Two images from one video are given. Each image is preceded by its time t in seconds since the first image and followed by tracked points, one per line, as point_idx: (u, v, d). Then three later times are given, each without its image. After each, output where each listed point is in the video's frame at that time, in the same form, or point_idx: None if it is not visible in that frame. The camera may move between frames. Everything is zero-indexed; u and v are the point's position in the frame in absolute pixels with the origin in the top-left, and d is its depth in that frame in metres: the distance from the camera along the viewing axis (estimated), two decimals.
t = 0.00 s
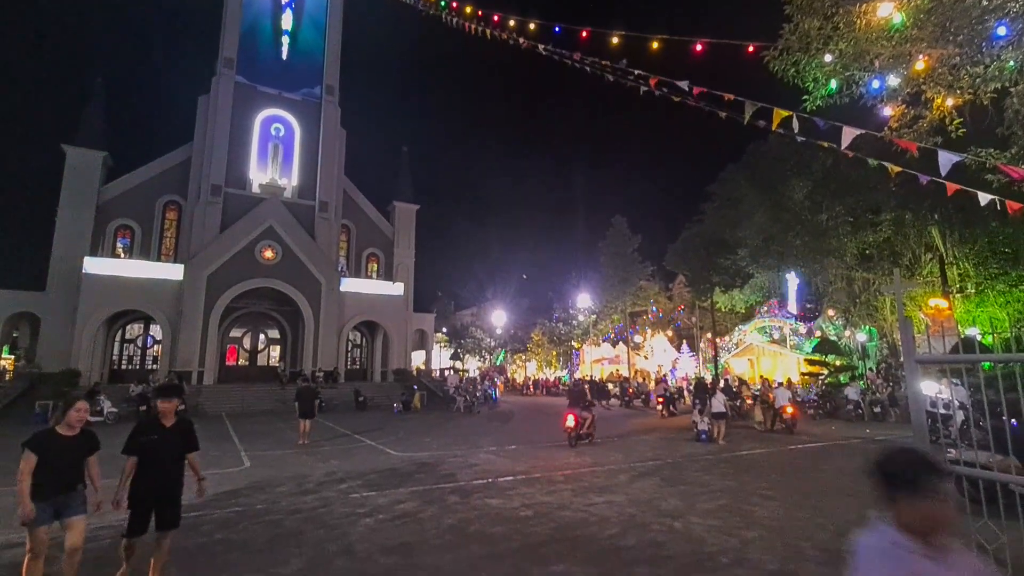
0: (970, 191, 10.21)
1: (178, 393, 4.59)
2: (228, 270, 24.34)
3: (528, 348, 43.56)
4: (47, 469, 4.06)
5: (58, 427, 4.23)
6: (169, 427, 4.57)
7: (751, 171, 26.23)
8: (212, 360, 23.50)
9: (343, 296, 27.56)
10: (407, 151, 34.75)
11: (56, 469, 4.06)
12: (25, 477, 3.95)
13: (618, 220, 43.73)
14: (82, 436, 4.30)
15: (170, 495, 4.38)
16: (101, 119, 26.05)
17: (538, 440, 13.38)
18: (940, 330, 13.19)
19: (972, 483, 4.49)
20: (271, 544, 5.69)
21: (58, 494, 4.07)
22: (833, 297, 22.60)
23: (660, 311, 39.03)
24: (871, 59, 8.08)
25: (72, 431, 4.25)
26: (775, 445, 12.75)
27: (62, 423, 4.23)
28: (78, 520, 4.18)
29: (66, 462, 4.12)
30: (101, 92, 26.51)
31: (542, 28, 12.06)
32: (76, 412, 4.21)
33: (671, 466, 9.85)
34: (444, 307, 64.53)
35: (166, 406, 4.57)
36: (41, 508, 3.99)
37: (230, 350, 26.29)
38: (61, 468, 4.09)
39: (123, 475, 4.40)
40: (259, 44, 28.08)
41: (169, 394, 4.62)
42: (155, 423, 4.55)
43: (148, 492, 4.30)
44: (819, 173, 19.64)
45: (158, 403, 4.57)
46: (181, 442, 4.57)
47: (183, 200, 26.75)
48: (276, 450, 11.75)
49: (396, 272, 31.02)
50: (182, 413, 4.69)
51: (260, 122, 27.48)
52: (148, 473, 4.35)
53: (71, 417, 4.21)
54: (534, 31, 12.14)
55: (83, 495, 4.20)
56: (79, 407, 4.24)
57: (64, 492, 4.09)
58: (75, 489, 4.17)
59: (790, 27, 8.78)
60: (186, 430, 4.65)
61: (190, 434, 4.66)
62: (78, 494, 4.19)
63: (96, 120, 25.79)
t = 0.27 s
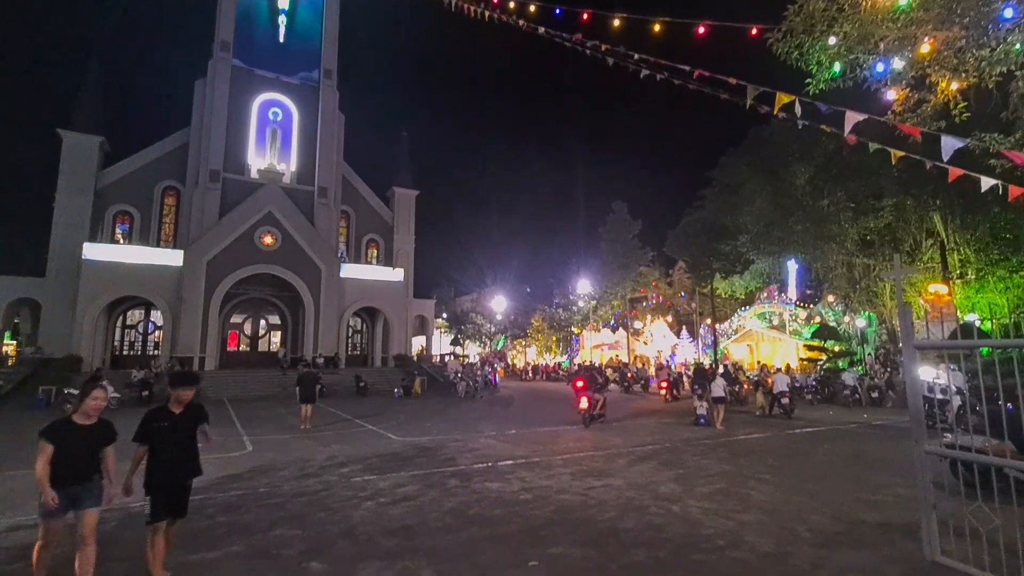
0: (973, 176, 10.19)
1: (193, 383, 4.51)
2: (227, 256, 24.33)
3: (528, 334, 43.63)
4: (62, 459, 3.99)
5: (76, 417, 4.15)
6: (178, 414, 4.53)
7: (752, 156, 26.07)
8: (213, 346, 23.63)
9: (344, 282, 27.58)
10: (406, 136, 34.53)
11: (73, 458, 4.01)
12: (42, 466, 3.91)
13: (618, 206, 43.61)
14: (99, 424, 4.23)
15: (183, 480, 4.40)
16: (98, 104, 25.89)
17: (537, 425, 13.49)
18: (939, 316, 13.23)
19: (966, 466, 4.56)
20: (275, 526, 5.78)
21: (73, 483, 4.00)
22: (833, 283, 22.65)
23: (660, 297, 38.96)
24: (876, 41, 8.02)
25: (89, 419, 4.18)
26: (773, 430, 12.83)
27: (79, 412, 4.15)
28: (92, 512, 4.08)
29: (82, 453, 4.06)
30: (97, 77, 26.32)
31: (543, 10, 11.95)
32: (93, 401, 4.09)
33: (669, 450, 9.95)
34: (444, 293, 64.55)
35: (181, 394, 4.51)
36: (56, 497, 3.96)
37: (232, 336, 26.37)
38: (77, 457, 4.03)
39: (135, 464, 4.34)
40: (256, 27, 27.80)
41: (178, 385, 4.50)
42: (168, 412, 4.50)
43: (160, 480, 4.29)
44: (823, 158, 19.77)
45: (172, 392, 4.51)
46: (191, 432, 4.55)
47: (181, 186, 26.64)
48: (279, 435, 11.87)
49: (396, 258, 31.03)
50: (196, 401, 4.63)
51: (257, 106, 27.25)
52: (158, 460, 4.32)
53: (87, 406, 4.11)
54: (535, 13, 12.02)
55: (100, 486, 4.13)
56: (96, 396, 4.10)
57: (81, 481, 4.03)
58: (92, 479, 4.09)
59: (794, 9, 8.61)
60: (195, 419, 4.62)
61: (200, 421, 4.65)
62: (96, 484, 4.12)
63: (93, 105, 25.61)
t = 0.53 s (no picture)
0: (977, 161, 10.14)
1: (205, 371, 4.28)
2: (227, 242, 24.32)
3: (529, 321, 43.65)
4: (76, 446, 3.93)
5: (92, 401, 4.06)
6: (187, 400, 4.35)
7: (754, 141, 25.92)
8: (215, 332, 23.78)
9: (344, 268, 27.59)
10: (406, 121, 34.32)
11: (90, 445, 3.94)
12: (55, 450, 3.90)
13: (619, 192, 43.44)
14: (116, 408, 4.15)
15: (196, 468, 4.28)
16: (95, 90, 25.71)
17: (538, 410, 13.57)
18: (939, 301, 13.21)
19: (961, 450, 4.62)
20: (279, 509, 5.85)
21: (89, 470, 3.93)
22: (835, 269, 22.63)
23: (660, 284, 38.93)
24: (881, 24, 7.95)
25: (105, 404, 4.09)
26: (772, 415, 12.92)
27: (95, 397, 4.06)
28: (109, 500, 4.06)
29: (97, 442, 3.97)
30: (93, 62, 26.11)
31: None
32: (108, 384, 4.01)
33: (668, 435, 10.03)
34: (445, 280, 64.42)
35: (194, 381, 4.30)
36: (69, 486, 3.87)
37: (234, 322, 26.47)
38: (93, 444, 3.95)
39: (149, 451, 4.27)
40: (253, 10, 27.60)
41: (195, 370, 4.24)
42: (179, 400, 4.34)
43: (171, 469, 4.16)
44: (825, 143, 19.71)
45: (184, 377, 4.31)
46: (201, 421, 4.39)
47: (179, 172, 26.53)
48: (282, 420, 11.96)
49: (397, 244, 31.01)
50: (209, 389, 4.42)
51: (255, 91, 27.03)
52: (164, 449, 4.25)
53: (103, 390, 4.02)
54: None
55: (118, 472, 4.08)
56: (112, 379, 4.03)
57: (98, 468, 3.96)
58: (110, 464, 4.03)
59: None
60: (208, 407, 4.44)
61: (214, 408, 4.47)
62: (114, 470, 4.07)
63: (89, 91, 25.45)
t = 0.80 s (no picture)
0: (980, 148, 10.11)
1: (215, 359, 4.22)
2: (228, 230, 24.29)
3: (529, 309, 43.70)
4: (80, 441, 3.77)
5: (96, 395, 3.92)
6: (197, 387, 4.29)
7: (756, 128, 25.79)
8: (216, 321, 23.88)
9: (345, 257, 27.58)
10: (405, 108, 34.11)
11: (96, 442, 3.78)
12: (58, 449, 3.90)
13: (619, 179, 43.31)
14: (120, 401, 3.99)
15: (208, 454, 4.17)
16: (92, 77, 25.57)
17: (539, 398, 13.65)
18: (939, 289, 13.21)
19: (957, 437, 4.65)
20: (282, 496, 5.93)
21: (95, 466, 3.78)
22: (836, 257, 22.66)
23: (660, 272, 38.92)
24: (886, 8, 7.84)
25: (109, 398, 3.94)
26: (772, 402, 12.98)
27: (99, 391, 3.92)
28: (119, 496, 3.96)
29: (100, 434, 3.80)
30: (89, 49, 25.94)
31: None
32: (111, 377, 3.87)
33: (668, 422, 10.09)
34: (445, 268, 64.34)
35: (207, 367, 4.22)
36: (78, 481, 3.73)
37: (235, 311, 26.55)
38: (100, 440, 3.80)
39: (160, 439, 4.21)
40: None
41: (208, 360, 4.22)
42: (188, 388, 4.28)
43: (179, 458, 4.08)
44: (827, 130, 19.63)
45: (194, 364, 4.24)
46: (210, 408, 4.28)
47: (178, 160, 26.43)
48: (285, 407, 12.03)
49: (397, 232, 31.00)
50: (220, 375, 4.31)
51: (252, 77, 26.84)
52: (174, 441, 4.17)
53: (107, 383, 3.88)
54: None
55: (127, 469, 3.93)
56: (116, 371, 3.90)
57: (107, 463, 3.83)
58: (119, 460, 3.89)
59: None
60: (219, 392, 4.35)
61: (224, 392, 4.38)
62: (123, 466, 3.93)
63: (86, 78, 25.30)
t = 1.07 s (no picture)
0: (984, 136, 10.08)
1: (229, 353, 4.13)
2: (227, 220, 24.26)
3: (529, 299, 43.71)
4: (80, 435, 3.73)
5: (95, 385, 3.88)
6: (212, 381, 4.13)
7: (756, 116, 25.66)
8: (216, 310, 23.89)
9: (344, 247, 27.55)
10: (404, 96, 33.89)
11: (96, 437, 3.74)
12: (60, 443, 3.64)
13: (620, 168, 43.15)
14: (120, 392, 3.96)
15: (223, 455, 4.04)
16: (88, 66, 25.42)
17: (539, 387, 13.70)
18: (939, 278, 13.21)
19: (954, 425, 4.68)
20: (284, 483, 5.98)
21: (101, 461, 3.76)
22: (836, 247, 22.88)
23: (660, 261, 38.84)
24: None
25: (109, 388, 3.91)
26: (770, 391, 13.06)
27: (98, 381, 3.88)
28: (128, 487, 3.89)
29: (102, 429, 3.77)
30: (86, 38, 25.80)
31: None
32: (110, 367, 3.83)
33: (667, 411, 10.13)
34: (444, 258, 64.16)
35: (226, 359, 4.10)
36: (79, 478, 3.70)
37: (235, 301, 26.57)
38: (99, 435, 3.76)
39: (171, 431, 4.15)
40: None
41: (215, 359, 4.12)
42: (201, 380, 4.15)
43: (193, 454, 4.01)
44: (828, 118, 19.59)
45: (214, 359, 4.08)
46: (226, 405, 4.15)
47: (176, 149, 26.32)
48: (285, 397, 12.06)
49: (397, 222, 30.95)
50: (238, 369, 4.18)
51: (250, 66, 26.68)
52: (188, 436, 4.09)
53: (105, 373, 3.84)
54: None
55: (128, 462, 3.89)
56: (114, 361, 3.86)
57: (108, 458, 3.78)
58: (121, 453, 3.87)
59: None
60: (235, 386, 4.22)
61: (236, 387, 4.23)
62: (125, 459, 3.90)
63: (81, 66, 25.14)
